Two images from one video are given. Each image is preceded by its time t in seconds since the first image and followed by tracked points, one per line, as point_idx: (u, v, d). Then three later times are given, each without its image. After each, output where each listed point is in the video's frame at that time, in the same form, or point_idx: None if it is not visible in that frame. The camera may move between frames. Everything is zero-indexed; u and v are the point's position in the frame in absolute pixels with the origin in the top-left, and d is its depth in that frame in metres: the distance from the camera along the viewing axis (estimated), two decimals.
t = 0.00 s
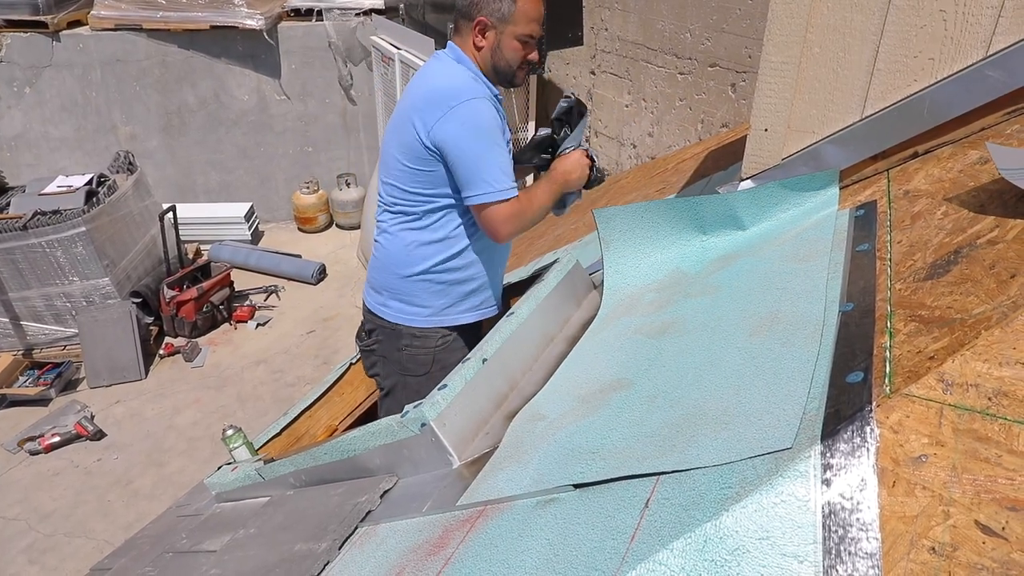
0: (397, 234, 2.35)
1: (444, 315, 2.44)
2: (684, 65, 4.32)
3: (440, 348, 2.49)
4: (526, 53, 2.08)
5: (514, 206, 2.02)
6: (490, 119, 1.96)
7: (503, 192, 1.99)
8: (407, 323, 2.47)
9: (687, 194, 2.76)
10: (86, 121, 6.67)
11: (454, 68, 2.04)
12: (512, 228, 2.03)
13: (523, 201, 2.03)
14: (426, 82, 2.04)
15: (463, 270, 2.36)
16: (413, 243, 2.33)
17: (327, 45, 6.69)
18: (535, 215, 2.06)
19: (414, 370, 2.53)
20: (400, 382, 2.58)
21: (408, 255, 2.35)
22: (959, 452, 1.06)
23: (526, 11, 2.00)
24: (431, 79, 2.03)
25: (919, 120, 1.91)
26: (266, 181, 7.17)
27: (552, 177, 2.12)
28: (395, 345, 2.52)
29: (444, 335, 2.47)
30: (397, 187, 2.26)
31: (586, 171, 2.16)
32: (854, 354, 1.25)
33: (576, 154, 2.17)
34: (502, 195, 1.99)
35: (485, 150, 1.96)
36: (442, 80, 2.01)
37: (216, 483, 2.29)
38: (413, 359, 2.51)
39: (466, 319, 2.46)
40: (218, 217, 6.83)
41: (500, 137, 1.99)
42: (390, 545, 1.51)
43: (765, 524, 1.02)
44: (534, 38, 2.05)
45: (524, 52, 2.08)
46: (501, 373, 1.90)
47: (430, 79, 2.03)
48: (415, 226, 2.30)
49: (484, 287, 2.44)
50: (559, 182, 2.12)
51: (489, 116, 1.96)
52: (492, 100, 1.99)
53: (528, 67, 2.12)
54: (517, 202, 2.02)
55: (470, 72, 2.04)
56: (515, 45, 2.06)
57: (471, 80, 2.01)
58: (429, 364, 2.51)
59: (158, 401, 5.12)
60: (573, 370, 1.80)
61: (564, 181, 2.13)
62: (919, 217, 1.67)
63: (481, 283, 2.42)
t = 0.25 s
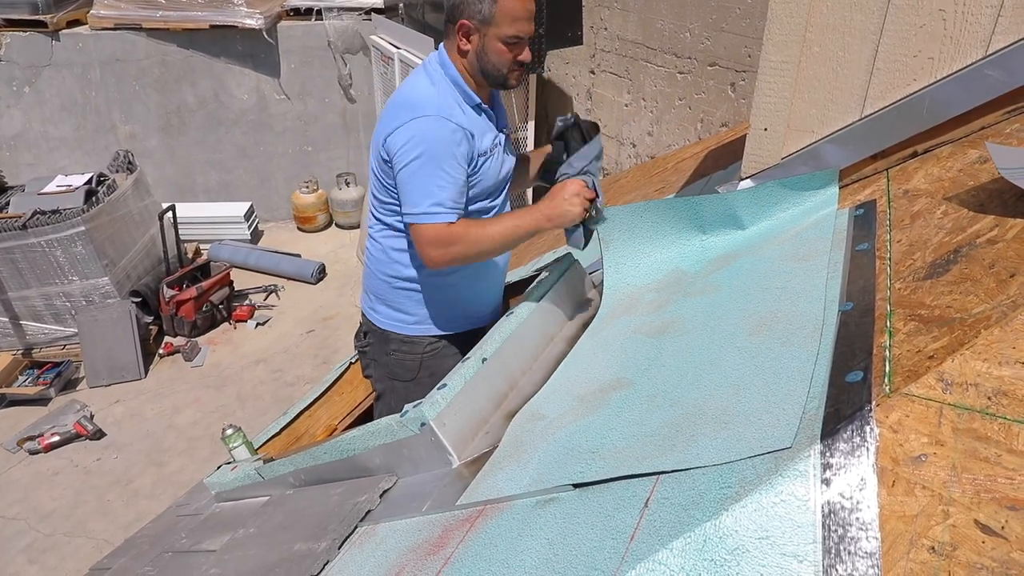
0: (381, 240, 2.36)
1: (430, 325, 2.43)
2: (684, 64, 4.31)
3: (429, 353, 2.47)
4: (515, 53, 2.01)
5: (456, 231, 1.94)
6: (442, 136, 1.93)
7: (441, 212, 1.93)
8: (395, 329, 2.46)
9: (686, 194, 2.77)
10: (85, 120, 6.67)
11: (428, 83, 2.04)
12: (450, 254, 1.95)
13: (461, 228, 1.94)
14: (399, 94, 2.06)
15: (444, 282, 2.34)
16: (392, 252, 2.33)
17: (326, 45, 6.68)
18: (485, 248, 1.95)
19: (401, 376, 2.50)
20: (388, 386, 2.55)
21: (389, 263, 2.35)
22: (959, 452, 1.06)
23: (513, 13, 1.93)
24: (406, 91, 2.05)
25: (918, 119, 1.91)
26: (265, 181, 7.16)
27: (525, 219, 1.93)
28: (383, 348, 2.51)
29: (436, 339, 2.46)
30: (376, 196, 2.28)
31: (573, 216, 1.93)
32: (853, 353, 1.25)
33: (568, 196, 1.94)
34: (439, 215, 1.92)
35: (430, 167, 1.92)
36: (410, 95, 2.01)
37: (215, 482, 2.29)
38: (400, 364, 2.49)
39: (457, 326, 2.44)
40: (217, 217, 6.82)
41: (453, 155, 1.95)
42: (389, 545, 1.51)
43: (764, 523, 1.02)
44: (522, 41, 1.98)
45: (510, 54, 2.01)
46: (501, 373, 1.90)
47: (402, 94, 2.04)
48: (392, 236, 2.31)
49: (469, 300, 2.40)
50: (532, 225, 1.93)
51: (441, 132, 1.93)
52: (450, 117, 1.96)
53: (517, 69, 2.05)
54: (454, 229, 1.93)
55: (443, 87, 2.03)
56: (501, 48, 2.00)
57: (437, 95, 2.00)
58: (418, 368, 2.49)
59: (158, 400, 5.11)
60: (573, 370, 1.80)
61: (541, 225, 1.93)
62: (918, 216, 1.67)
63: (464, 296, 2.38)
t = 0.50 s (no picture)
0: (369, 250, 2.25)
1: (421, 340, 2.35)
2: (684, 63, 4.31)
3: (424, 360, 2.40)
4: (483, 82, 1.74)
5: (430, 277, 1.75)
6: (411, 170, 1.75)
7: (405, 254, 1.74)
8: (386, 338, 2.39)
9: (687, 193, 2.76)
10: (85, 120, 6.68)
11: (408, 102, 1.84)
12: (424, 306, 1.76)
13: (445, 287, 1.74)
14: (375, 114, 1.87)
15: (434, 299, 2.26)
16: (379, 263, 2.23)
17: (326, 44, 6.67)
18: (460, 318, 1.71)
19: (398, 384, 2.46)
20: (382, 393, 2.52)
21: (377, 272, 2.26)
22: (960, 450, 1.06)
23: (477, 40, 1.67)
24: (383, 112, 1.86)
25: (919, 118, 1.91)
26: (265, 180, 7.16)
27: (514, 304, 1.66)
28: (379, 355, 2.45)
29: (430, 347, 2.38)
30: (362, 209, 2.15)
31: (551, 327, 1.59)
32: (853, 352, 1.25)
33: (561, 303, 1.60)
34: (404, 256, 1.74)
35: (394, 203, 1.74)
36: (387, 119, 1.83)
37: (216, 482, 2.28)
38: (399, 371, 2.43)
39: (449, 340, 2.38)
40: (217, 216, 6.82)
41: (422, 191, 1.77)
42: (390, 544, 1.51)
43: (765, 522, 1.02)
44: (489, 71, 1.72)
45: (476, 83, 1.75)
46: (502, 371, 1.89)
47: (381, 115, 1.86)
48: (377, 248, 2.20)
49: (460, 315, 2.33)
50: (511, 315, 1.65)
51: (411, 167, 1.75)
52: (419, 151, 1.77)
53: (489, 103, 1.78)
54: (434, 280, 1.75)
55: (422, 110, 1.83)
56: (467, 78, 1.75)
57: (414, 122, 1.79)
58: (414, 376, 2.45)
59: (158, 400, 5.12)
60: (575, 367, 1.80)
61: (520, 319, 1.65)
62: (919, 215, 1.67)
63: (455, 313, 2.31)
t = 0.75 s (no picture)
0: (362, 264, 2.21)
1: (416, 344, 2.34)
2: (684, 62, 4.31)
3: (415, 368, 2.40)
4: (473, 146, 1.66)
5: (432, 332, 1.71)
6: (396, 221, 1.70)
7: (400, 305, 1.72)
8: (379, 346, 2.39)
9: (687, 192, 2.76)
10: (86, 118, 6.68)
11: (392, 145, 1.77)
12: (423, 361, 1.72)
13: (456, 356, 1.65)
14: (362, 153, 1.81)
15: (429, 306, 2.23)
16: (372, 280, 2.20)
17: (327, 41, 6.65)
18: (460, 392, 1.63)
19: (390, 388, 2.46)
20: (371, 396, 2.53)
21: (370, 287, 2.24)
22: (959, 450, 1.06)
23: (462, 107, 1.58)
24: (370, 151, 1.79)
25: (919, 118, 1.91)
26: (266, 179, 7.15)
27: (514, 396, 1.59)
28: (370, 359, 2.44)
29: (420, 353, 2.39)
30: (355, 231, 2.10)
31: (535, 432, 1.56)
32: (854, 351, 1.25)
33: (553, 408, 1.55)
34: (396, 308, 1.72)
35: (385, 254, 1.71)
36: (378, 162, 1.76)
37: (216, 480, 2.28)
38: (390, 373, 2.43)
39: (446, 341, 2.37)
40: (218, 214, 6.82)
41: (413, 241, 1.72)
42: (390, 542, 1.52)
43: (764, 521, 1.02)
44: (480, 138, 1.63)
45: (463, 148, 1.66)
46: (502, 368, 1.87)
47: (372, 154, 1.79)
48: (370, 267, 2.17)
49: (455, 321, 2.31)
50: (507, 404, 1.59)
51: (396, 217, 1.70)
52: (412, 202, 1.72)
53: (481, 163, 1.71)
54: (446, 342, 1.69)
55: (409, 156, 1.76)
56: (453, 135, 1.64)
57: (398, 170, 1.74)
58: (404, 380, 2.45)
59: (158, 397, 5.12)
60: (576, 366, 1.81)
61: (515, 413, 1.59)
62: (919, 214, 1.67)
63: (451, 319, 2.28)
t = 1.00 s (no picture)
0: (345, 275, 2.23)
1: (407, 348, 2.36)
2: (684, 62, 4.31)
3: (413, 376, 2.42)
4: (438, 164, 1.68)
5: (433, 319, 1.82)
6: (371, 228, 1.77)
7: (391, 301, 1.82)
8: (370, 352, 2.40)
9: (687, 192, 2.76)
10: (86, 118, 6.69)
11: (364, 152, 1.81)
12: (433, 344, 1.83)
13: (477, 336, 1.76)
14: (335, 157, 1.84)
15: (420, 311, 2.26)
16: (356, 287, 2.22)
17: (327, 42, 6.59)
18: (482, 365, 1.74)
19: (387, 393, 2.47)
20: (368, 402, 2.55)
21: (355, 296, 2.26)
22: (959, 450, 1.06)
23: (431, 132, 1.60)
24: (342, 155, 1.83)
25: (919, 117, 1.91)
26: (266, 179, 7.13)
27: (537, 359, 1.70)
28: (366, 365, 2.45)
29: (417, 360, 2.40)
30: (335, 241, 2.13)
31: (570, 387, 1.66)
32: (853, 351, 1.25)
33: (583, 364, 1.67)
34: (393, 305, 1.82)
35: (365, 257, 1.80)
36: (342, 174, 1.80)
37: (216, 480, 2.28)
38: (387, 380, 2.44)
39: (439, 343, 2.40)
40: (218, 215, 6.82)
41: (391, 245, 1.79)
42: (390, 543, 1.52)
43: (764, 521, 1.02)
44: (447, 157, 1.66)
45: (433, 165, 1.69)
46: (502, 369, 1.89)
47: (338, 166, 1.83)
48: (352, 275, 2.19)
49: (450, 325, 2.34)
50: (531, 370, 1.70)
51: (371, 224, 1.77)
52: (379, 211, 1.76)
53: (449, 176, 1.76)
54: (457, 328, 1.78)
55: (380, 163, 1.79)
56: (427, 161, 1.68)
57: (369, 178, 1.78)
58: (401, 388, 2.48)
59: (158, 398, 5.12)
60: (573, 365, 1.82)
61: (542, 375, 1.70)
62: (919, 214, 1.67)
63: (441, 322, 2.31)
